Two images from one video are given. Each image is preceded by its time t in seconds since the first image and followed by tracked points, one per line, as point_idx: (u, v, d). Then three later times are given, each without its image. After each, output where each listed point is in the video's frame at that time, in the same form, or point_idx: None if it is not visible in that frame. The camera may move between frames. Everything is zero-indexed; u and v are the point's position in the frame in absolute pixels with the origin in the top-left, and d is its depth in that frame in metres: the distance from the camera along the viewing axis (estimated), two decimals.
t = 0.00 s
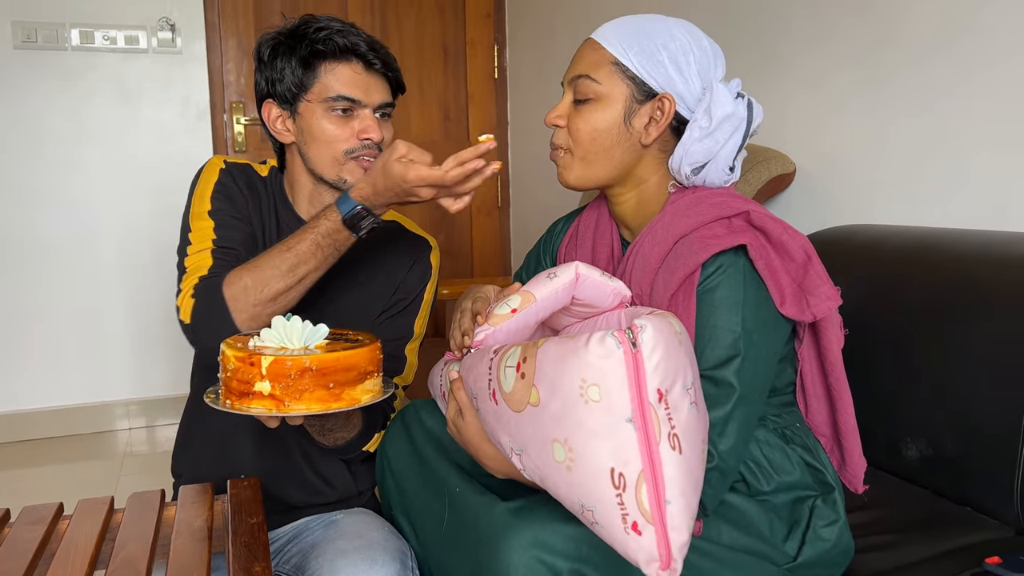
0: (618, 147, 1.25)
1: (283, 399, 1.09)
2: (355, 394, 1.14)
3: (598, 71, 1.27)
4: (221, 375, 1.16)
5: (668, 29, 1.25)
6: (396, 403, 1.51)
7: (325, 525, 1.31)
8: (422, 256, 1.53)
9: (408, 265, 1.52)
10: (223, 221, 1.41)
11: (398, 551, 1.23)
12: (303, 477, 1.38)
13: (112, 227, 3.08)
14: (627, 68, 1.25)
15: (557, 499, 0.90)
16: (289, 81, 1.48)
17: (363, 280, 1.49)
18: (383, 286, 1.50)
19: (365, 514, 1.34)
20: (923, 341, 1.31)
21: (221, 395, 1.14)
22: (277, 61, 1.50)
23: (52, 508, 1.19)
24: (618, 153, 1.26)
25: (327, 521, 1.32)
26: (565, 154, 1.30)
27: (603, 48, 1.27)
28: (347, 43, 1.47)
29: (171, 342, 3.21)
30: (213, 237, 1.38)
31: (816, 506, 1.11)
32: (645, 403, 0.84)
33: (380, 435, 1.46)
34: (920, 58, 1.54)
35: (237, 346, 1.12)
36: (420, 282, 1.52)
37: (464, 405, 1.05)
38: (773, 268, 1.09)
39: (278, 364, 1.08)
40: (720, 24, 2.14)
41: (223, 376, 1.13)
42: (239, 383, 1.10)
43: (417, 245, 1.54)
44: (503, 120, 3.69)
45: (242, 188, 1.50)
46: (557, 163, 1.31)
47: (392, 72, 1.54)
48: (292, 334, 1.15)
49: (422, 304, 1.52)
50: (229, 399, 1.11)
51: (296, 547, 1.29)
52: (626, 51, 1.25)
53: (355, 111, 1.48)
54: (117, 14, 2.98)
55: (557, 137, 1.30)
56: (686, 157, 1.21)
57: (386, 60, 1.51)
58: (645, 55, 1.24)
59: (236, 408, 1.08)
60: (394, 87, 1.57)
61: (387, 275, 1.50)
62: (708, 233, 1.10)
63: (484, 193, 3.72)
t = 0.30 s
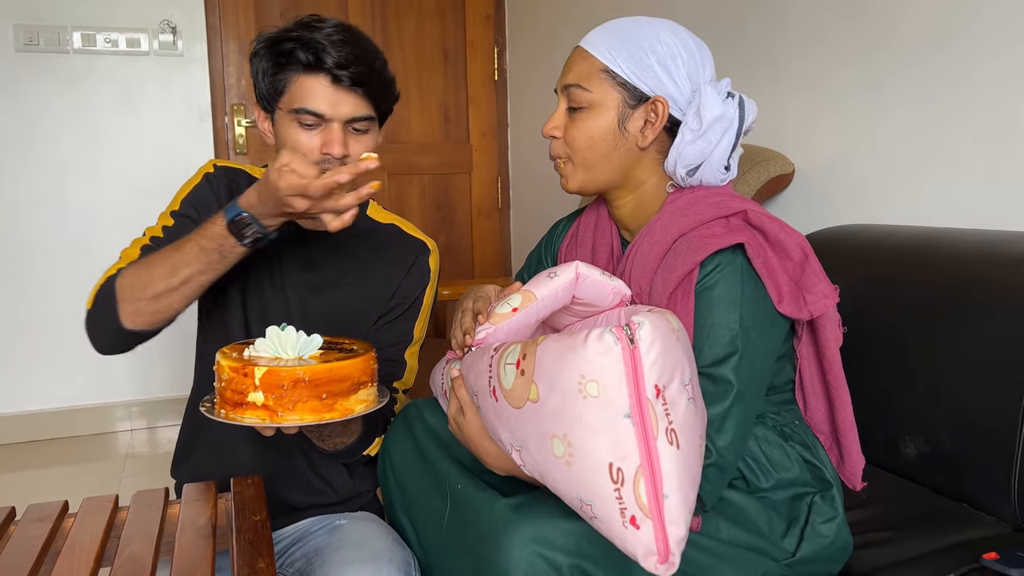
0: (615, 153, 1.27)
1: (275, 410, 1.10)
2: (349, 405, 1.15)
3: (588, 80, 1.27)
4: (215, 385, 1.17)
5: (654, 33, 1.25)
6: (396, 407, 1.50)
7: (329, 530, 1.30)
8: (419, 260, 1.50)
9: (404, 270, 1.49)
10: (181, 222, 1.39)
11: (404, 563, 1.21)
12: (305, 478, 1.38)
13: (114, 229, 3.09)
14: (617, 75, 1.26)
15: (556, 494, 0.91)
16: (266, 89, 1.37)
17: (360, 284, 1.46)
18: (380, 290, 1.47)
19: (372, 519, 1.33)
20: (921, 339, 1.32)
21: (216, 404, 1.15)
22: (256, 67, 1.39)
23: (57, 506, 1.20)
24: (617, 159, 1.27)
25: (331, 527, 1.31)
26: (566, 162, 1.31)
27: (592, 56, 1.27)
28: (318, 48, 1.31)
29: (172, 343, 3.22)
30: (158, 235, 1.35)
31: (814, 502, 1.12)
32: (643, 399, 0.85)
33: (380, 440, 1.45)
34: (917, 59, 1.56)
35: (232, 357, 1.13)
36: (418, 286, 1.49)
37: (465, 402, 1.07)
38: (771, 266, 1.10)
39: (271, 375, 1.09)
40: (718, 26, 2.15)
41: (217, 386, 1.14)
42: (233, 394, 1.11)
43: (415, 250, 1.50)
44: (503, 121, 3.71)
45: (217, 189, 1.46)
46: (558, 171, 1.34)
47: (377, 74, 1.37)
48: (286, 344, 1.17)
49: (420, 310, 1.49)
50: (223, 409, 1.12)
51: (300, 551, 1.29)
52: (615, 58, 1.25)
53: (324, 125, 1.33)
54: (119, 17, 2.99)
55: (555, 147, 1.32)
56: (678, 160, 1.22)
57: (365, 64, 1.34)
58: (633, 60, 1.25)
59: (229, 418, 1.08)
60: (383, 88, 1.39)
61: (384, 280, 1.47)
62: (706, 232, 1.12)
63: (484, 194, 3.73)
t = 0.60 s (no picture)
0: (617, 155, 1.27)
1: (261, 419, 1.10)
2: (335, 414, 1.14)
3: (585, 85, 1.27)
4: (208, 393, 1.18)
5: (647, 33, 1.25)
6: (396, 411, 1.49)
7: (332, 532, 1.30)
8: (415, 264, 1.49)
9: (400, 276, 1.48)
10: (153, 248, 1.37)
11: (406, 567, 1.22)
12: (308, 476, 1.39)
13: (117, 229, 3.10)
14: (614, 77, 1.25)
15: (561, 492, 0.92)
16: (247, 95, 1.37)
17: (357, 290, 1.45)
18: (376, 296, 1.46)
19: (375, 523, 1.32)
20: (924, 338, 1.32)
21: (207, 411, 1.16)
22: (237, 74, 1.39)
23: (63, 504, 1.20)
24: (619, 161, 1.28)
25: (335, 528, 1.31)
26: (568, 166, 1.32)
27: (588, 61, 1.27)
28: (291, 58, 1.30)
29: (175, 344, 3.22)
30: (127, 264, 1.34)
31: (818, 501, 1.12)
32: (648, 396, 0.85)
33: (381, 446, 1.42)
34: (919, 58, 1.56)
35: (222, 366, 1.14)
36: (413, 292, 1.48)
37: (470, 401, 1.07)
38: (774, 265, 1.10)
39: (258, 385, 1.09)
40: (720, 25, 2.15)
41: (208, 394, 1.15)
42: (221, 402, 1.12)
43: (409, 253, 1.49)
44: (505, 122, 3.71)
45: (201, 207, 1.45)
46: (561, 175, 1.33)
47: (355, 83, 1.35)
48: (274, 353, 1.17)
49: (417, 314, 1.49)
50: (213, 416, 1.13)
51: (305, 552, 1.28)
52: (611, 61, 1.25)
53: (299, 135, 1.32)
54: (122, 18, 3.00)
55: (557, 153, 1.32)
56: (678, 158, 1.22)
57: (341, 74, 1.32)
58: (630, 62, 1.25)
59: (216, 427, 1.09)
60: (363, 96, 1.37)
61: (379, 287, 1.46)
62: (709, 230, 1.12)
63: (486, 194, 3.73)
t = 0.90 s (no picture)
0: (624, 151, 1.27)
1: (252, 421, 1.09)
2: (326, 415, 1.12)
3: (586, 83, 1.27)
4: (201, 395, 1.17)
5: (644, 28, 1.24)
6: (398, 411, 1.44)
7: (333, 522, 1.28)
8: (407, 264, 1.41)
9: (392, 278, 1.41)
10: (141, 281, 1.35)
11: (408, 551, 1.21)
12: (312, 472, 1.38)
13: (120, 226, 3.10)
14: (614, 74, 1.25)
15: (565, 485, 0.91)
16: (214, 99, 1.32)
17: (349, 295, 1.39)
18: (367, 301, 1.40)
19: (375, 512, 1.30)
20: (930, 334, 1.32)
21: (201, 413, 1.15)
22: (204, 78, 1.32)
23: (66, 498, 1.20)
24: (623, 158, 1.27)
25: (336, 518, 1.29)
26: (576, 165, 1.32)
27: (587, 58, 1.27)
28: (254, 59, 1.24)
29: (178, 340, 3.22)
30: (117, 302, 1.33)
31: (823, 496, 1.11)
32: (654, 389, 0.84)
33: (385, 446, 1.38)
34: (924, 53, 1.55)
35: (213, 368, 1.13)
36: (407, 294, 1.41)
37: (474, 395, 1.07)
38: (780, 258, 1.09)
39: (247, 386, 1.08)
40: (723, 20, 2.14)
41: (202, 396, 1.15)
42: (212, 404, 1.11)
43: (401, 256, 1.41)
44: (508, 118, 3.70)
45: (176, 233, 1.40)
46: (569, 174, 1.34)
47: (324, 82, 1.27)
48: (265, 354, 1.15)
49: (412, 316, 1.42)
50: (206, 418, 1.12)
51: (308, 543, 1.27)
52: (610, 57, 1.25)
53: (268, 138, 1.25)
54: (125, 14, 3.00)
55: (561, 151, 1.32)
56: (682, 151, 1.22)
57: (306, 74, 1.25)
58: (629, 57, 1.24)
59: (208, 429, 1.09)
60: (334, 96, 1.30)
61: (370, 291, 1.40)
62: (715, 224, 1.11)
63: (490, 190, 3.72)
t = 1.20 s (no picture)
0: (626, 148, 1.26)
1: (243, 410, 1.08)
2: (319, 405, 1.12)
3: (586, 81, 1.26)
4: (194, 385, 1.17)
5: (642, 23, 1.23)
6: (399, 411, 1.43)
7: (337, 520, 1.28)
8: (399, 262, 1.41)
9: (385, 277, 1.40)
10: (130, 291, 1.35)
11: (412, 551, 1.20)
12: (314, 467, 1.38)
13: (124, 222, 3.10)
14: (614, 70, 1.24)
15: (569, 479, 0.91)
16: (188, 100, 1.29)
17: (342, 295, 1.38)
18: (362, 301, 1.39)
19: (378, 509, 1.30)
20: (936, 329, 1.31)
21: (193, 404, 1.15)
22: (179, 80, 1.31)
23: (70, 493, 1.20)
24: (627, 154, 1.26)
25: (339, 516, 1.29)
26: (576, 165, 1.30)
27: (586, 57, 1.26)
28: (226, 57, 1.22)
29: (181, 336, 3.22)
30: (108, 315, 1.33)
31: (827, 491, 1.11)
32: (658, 383, 0.84)
33: (387, 445, 1.37)
34: (928, 47, 1.54)
35: (206, 358, 1.13)
36: (400, 293, 1.40)
37: (478, 389, 1.07)
38: (785, 253, 1.09)
39: (240, 374, 1.08)
40: (726, 15, 2.13)
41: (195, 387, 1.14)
42: (205, 394, 1.11)
43: (394, 254, 1.41)
44: (512, 114, 3.69)
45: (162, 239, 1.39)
46: (569, 173, 1.32)
47: (298, 79, 1.25)
48: (258, 344, 1.15)
49: (407, 315, 1.41)
50: (198, 409, 1.12)
51: (310, 540, 1.27)
52: (609, 54, 1.24)
53: (241, 137, 1.22)
54: (128, 10, 3.00)
55: (563, 151, 1.31)
56: (685, 145, 1.21)
57: (279, 71, 1.22)
58: (629, 53, 1.23)
59: (199, 418, 1.08)
60: (309, 93, 1.27)
61: (363, 291, 1.39)
62: (719, 218, 1.11)
63: (493, 186, 3.72)
